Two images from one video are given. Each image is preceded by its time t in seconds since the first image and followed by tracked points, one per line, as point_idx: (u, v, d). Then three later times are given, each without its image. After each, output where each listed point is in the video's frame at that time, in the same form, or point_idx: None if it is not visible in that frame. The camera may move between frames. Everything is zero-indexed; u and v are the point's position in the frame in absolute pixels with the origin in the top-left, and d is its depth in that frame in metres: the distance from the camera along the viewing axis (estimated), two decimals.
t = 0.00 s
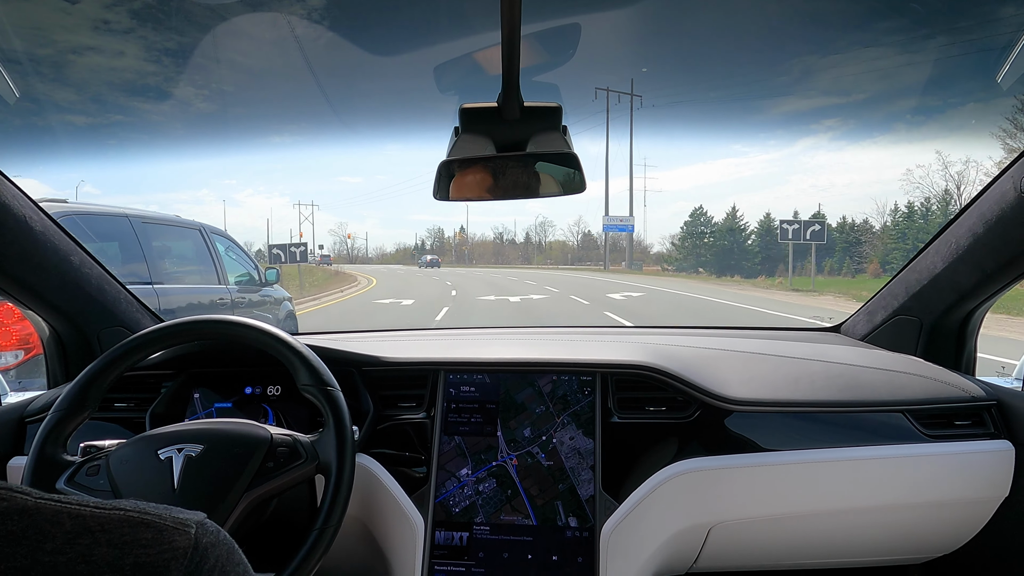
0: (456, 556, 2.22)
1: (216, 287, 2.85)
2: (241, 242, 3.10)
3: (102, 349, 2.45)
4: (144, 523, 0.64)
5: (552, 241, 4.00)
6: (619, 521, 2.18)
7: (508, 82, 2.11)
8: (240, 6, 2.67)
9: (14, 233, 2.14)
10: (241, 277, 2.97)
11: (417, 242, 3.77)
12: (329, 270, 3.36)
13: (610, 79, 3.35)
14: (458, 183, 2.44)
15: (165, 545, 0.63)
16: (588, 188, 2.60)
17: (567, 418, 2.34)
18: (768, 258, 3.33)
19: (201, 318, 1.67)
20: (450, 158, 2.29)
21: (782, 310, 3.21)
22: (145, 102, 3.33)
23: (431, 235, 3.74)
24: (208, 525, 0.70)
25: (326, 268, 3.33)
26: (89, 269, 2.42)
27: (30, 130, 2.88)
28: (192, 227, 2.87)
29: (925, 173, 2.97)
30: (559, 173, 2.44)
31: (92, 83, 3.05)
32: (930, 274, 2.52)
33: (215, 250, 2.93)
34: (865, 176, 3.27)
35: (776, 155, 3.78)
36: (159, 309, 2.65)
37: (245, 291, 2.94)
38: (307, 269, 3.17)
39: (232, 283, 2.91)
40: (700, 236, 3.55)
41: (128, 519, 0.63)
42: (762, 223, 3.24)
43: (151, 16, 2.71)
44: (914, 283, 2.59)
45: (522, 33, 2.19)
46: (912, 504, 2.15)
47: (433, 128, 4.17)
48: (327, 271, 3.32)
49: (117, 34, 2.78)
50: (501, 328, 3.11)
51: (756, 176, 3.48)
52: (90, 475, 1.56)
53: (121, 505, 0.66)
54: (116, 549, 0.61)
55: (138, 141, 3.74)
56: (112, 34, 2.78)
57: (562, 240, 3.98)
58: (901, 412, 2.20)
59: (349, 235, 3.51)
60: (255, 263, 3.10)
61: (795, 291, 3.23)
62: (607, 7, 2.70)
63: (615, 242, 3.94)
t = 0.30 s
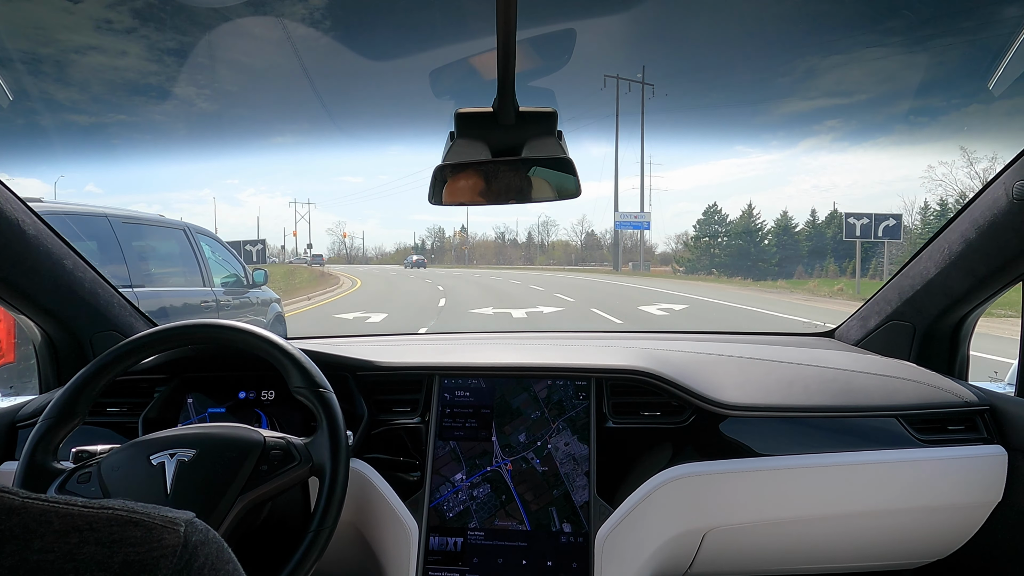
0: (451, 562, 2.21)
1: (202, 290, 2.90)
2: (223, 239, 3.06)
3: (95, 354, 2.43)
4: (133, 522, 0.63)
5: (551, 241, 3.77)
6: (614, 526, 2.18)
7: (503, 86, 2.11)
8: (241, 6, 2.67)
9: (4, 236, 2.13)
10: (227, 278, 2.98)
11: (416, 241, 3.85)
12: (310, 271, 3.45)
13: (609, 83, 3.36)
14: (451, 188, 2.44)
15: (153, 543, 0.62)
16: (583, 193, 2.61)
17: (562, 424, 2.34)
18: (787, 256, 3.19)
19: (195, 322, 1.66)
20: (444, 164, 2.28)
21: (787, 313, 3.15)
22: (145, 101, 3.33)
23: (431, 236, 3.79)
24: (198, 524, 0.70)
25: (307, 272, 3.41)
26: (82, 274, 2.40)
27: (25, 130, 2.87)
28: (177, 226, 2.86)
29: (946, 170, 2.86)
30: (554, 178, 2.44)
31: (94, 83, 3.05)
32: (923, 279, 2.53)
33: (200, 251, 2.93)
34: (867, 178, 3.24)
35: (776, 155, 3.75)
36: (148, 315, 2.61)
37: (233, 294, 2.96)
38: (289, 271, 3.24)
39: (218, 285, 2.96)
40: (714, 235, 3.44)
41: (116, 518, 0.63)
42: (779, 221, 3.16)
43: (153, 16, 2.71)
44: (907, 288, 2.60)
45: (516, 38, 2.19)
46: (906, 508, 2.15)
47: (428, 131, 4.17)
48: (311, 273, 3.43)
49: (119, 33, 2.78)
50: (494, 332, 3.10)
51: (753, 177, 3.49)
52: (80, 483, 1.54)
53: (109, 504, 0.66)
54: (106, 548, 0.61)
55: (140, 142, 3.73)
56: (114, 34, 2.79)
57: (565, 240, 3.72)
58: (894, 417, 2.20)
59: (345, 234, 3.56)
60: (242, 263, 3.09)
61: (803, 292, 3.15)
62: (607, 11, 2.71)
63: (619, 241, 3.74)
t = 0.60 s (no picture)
0: (444, 560, 2.21)
1: (183, 289, 2.79)
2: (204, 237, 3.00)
3: (87, 350, 2.42)
4: (135, 526, 0.64)
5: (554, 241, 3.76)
6: (607, 525, 2.19)
7: (500, 85, 2.12)
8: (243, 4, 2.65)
9: None
10: (211, 278, 2.92)
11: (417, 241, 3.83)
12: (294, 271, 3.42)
13: (607, 84, 3.36)
14: (448, 186, 2.43)
15: (155, 548, 0.63)
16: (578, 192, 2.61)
17: (556, 423, 2.34)
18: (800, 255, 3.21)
19: (188, 319, 1.66)
20: (440, 161, 2.28)
21: (789, 313, 3.16)
22: (145, 99, 3.30)
23: (431, 234, 3.76)
24: (199, 529, 0.71)
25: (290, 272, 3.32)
26: (75, 270, 2.38)
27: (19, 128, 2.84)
28: (157, 224, 2.78)
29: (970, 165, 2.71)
30: (549, 177, 2.43)
31: (98, 82, 3.03)
32: (915, 280, 2.55)
33: (183, 249, 2.85)
34: (869, 177, 3.23)
35: (780, 155, 3.71)
36: (141, 312, 2.62)
37: (214, 294, 2.87)
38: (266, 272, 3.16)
39: (201, 285, 2.87)
40: (731, 233, 3.41)
41: (117, 521, 0.64)
42: (800, 218, 3.16)
43: (156, 15, 2.69)
44: (900, 288, 2.61)
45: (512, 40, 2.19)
46: (898, 507, 2.17)
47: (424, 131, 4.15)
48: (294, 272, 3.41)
49: (121, 32, 2.76)
50: (488, 331, 3.10)
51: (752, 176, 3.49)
52: (72, 484, 1.53)
53: (109, 507, 0.66)
54: (107, 551, 0.61)
55: (143, 138, 3.72)
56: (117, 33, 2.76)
57: (569, 240, 3.76)
58: (886, 416, 2.21)
59: (343, 233, 3.53)
60: (227, 263, 3.06)
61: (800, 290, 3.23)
62: (608, 11, 2.71)
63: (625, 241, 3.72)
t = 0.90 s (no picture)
0: (436, 561, 2.21)
1: (158, 291, 2.71)
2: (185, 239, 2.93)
3: (77, 351, 2.40)
4: (133, 531, 0.64)
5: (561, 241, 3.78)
6: (600, 525, 2.19)
7: (492, 84, 2.10)
8: (246, 3, 2.63)
9: None
10: (193, 280, 2.85)
11: (419, 240, 3.71)
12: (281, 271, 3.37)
13: (603, 84, 3.38)
14: (445, 186, 2.43)
15: (154, 553, 0.63)
16: (571, 193, 2.61)
17: (549, 425, 2.34)
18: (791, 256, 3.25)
19: (179, 320, 1.65)
20: (434, 161, 2.28)
21: (787, 312, 3.19)
22: (152, 100, 3.29)
23: (435, 234, 3.68)
24: (199, 533, 0.71)
25: (270, 267, 3.28)
26: (64, 271, 2.36)
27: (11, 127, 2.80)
28: (135, 223, 2.67)
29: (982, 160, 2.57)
30: (543, 176, 2.42)
31: (104, 82, 3.02)
32: (905, 280, 2.56)
33: (160, 250, 2.74)
34: (876, 178, 3.29)
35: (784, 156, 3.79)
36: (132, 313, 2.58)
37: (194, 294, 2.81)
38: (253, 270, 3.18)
39: (181, 286, 2.80)
40: (751, 231, 3.37)
41: (115, 526, 0.64)
42: (822, 218, 3.16)
43: (162, 15, 2.67)
44: (890, 289, 2.63)
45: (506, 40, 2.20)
46: (888, 506, 2.18)
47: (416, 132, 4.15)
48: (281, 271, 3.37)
49: (126, 32, 2.73)
50: (478, 332, 3.10)
51: (750, 178, 3.50)
52: (62, 490, 1.51)
53: (107, 512, 0.66)
54: (105, 557, 0.61)
55: (146, 139, 3.72)
56: (123, 33, 2.74)
57: (575, 239, 3.74)
58: (877, 416, 2.22)
59: (343, 232, 3.49)
60: (208, 265, 2.98)
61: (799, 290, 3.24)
62: (608, 11, 2.71)
63: (632, 241, 3.65)
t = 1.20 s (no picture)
0: (429, 561, 2.21)
1: (139, 295, 2.58)
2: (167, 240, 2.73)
3: (66, 352, 2.38)
4: (118, 531, 0.63)
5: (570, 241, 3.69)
6: (592, 525, 2.19)
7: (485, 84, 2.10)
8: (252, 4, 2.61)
9: None
10: (171, 282, 2.68)
11: (421, 241, 3.64)
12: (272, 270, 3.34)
13: (600, 85, 3.38)
14: (436, 185, 2.41)
15: (139, 553, 0.63)
16: (564, 192, 2.60)
17: (543, 425, 2.34)
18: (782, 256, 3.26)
19: (169, 320, 1.64)
20: (427, 161, 2.28)
21: (779, 312, 3.21)
22: (159, 99, 3.29)
23: (439, 234, 3.57)
24: (184, 533, 0.71)
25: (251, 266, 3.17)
26: (54, 271, 2.36)
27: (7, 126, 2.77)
28: (109, 223, 2.50)
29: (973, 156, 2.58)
30: (536, 177, 2.42)
31: (109, 81, 3.02)
32: (896, 279, 2.58)
33: (137, 249, 2.57)
34: (883, 178, 3.16)
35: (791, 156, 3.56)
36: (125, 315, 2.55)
37: (176, 298, 2.65)
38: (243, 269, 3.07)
39: (159, 289, 2.64)
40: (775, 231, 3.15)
41: (100, 526, 0.64)
42: (853, 215, 2.97)
43: (168, 15, 2.65)
44: (881, 288, 2.65)
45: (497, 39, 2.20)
46: (879, 505, 2.19)
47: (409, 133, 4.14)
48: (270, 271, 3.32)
49: (133, 32, 2.72)
50: (469, 331, 3.11)
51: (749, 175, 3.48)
52: (51, 494, 1.50)
53: (90, 512, 0.66)
54: (89, 557, 0.61)
55: (152, 138, 3.70)
56: (129, 33, 2.72)
57: (581, 240, 3.57)
58: (867, 414, 2.24)
59: (344, 231, 3.51)
60: (189, 266, 2.81)
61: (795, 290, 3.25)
62: (604, 11, 2.71)
63: (641, 240, 3.52)
